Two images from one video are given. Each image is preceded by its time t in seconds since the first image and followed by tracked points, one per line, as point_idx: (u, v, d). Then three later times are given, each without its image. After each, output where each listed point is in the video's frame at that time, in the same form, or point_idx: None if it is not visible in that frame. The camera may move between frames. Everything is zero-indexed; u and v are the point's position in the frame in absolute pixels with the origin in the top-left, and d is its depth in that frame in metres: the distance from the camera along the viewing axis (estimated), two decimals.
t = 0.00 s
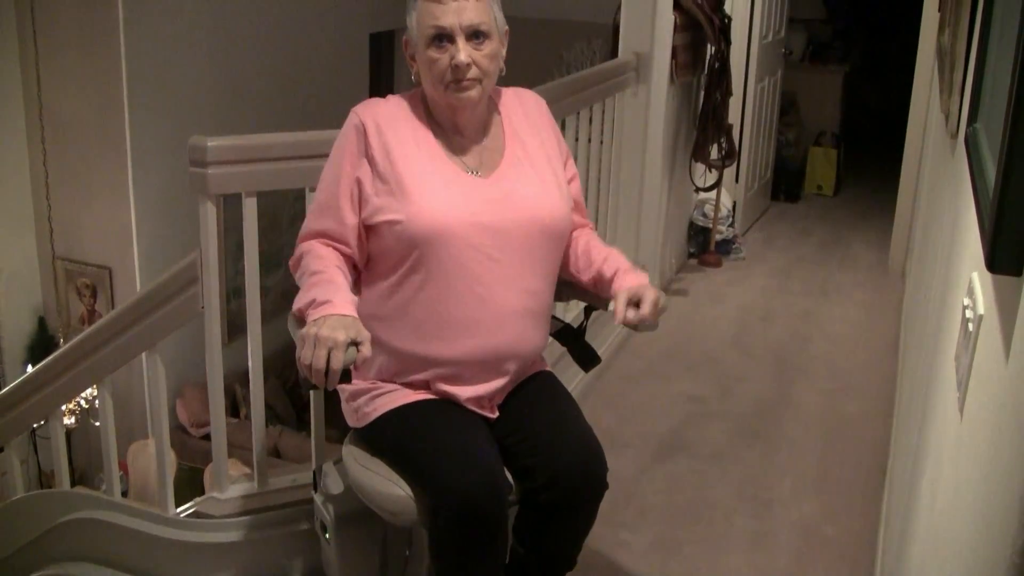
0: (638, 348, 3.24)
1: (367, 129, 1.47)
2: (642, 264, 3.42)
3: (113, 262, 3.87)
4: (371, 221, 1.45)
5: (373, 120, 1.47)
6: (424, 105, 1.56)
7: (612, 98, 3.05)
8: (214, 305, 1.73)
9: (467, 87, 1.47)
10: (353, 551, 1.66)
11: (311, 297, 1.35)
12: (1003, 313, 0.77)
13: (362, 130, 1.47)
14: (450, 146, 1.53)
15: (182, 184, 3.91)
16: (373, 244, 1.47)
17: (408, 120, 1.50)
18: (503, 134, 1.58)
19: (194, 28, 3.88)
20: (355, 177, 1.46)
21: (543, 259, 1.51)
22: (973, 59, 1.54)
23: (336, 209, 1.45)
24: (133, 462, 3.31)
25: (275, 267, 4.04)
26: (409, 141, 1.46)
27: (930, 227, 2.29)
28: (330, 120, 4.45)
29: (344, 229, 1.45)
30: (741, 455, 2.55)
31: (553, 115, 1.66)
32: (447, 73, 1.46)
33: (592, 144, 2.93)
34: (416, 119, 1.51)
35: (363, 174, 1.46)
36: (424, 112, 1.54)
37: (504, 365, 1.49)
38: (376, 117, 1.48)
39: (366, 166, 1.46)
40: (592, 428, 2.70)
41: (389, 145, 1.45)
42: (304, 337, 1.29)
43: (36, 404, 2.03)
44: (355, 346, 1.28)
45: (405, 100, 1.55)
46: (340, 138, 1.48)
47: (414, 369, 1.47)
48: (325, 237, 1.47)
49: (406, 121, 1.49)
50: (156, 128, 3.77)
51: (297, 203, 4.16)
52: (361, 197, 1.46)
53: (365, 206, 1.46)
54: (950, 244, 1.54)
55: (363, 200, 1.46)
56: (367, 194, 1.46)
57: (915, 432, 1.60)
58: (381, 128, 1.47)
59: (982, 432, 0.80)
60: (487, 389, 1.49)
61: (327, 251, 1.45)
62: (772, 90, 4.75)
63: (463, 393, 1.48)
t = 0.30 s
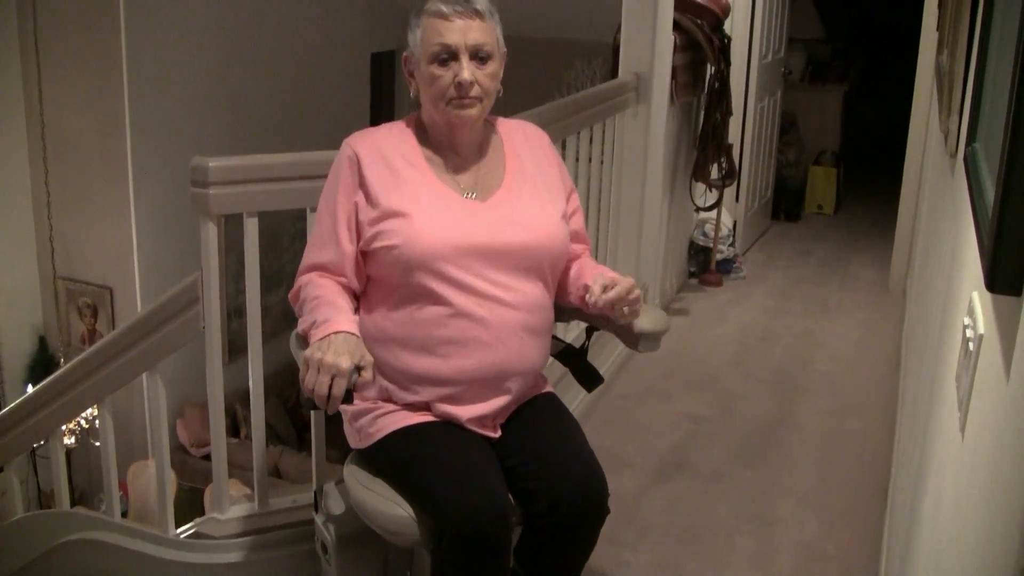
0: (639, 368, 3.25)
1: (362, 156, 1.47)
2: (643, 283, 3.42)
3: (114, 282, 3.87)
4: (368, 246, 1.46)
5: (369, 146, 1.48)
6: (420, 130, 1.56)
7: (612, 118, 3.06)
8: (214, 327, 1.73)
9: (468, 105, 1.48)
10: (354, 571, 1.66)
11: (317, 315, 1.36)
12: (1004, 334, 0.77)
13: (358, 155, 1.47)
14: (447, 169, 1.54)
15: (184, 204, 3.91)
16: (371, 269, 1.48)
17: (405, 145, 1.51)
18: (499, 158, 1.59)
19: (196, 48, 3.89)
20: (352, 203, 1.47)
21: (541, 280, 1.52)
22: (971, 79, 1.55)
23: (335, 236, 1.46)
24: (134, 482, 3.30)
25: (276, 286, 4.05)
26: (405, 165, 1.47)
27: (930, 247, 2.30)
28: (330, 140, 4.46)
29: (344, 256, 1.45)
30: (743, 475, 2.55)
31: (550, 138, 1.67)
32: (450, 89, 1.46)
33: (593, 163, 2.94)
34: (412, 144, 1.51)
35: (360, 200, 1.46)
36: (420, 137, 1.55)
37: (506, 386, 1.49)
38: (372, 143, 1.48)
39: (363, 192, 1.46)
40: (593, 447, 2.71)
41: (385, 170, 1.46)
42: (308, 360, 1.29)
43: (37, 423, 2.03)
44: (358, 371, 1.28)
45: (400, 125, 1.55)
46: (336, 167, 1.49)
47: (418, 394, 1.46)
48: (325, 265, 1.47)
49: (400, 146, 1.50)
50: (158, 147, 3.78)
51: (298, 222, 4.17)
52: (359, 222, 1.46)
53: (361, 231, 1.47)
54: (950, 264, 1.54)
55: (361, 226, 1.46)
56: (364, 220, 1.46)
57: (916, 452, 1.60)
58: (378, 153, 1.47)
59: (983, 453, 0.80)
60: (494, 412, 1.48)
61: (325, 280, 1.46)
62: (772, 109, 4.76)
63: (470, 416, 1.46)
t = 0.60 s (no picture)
0: (641, 397, 3.24)
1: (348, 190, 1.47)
2: (644, 313, 3.42)
3: (115, 311, 3.87)
4: (355, 279, 1.46)
5: (355, 179, 1.48)
6: (408, 161, 1.57)
7: (614, 148, 3.07)
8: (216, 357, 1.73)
9: (449, 139, 1.49)
10: None
11: (310, 347, 1.36)
12: (1005, 363, 0.77)
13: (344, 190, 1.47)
14: (435, 201, 1.54)
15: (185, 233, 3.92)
16: (360, 301, 1.48)
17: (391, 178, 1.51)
18: (487, 189, 1.59)
19: (197, 78, 3.91)
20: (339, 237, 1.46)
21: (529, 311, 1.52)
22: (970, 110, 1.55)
23: (323, 271, 1.45)
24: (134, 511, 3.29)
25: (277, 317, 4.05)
26: (391, 198, 1.47)
27: (930, 276, 2.30)
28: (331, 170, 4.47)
29: (332, 291, 1.45)
30: (745, 505, 2.54)
31: (539, 167, 1.68)
32: (429, 125, 1.48)
33: (594, 193, 2.94)
34: (399, 177, 1.52)
35: (347, 234, 1.46)
36: (408, 169, 1.55)
37: (500, 417, 1.49)
38: (358, 177, 1.48)
39: (350, 226, 1.46)
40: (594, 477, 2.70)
41: (372, 203, 1.46)
42: (304, 394, 1.29)
43: (38, 453, 2.02)
44: (355, 404, 1.29)
45: (388, 158, 1.56)
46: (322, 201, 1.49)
47: (412, 426, 1.46)
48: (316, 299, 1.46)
49: (386, 178, 1.50)
50: (160, 176, 3.80)
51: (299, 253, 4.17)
52: (347, 256, 1.46)
53: (349, 263, 1.47)
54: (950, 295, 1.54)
55: (348, 260, 1.46)
56: (351, 254, 1.46)
57: (918, 484, 1.59)
58: (364, 187, 1.47)
59: (986, 483, 0.80)
60: (490, 442, 1.48)
61: (314, 313, 1.45)
62: (772, 139, 4.77)
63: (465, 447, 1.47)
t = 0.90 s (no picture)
0: (647, 423, 3.24)
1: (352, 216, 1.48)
2: (650, 338, 3.42)
3: (122, 335, 3.87)
4: (359, 304, 1.46)
5: (359, 205, 1.48)
6: (413, 188, 1.57)
7: (620, 173, 3.08)
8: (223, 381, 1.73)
9: (452, 165, 1.49)
10: None
11: (312, 372, 1.36)
12: (1013, 390, 0.76)
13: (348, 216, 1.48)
14: (440, 227, 1.54)
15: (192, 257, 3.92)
16: (363, 327, 1.48)
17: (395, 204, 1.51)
18: (491, 215, 1.59)
19: (205, 102, 3.93)
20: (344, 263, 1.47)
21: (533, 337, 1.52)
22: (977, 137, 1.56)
23: (327, 296, 1.46)
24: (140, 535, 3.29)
25: (283, 341, 4.05)
26: (395, 224, 1.48)
27: (937, 303, 2.30)
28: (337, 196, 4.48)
29: (336, 316, 1.45)
30: (752, 531, 2.53)
31: (545, 194, 1.68)
32: (432, 151, 1.48)
33: (600, 219, 2.95)
34: (403, 203, 1.52)
35: (351, 260, 1.46)
36: (412, 195, 1.56)
37: (504, 441, 1.48)
38: (362, 203, 1.49)
39: (354, 252, 1.47)
40: (601, 503, 2.69)
41: (375, 229, 1.46)
42: (305, 419, 1.29)
43: (45, 476, 2.02)
44: (355, 429, 1.29)
45: (393, 184, 1.56)
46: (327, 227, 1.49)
47: (415, 451, 1.46)
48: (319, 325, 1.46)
49: (390, 204, 1.50)
50: (167, 200, 3.81)
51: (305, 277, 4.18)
52: (351, 282, 1.47)
53: (353, 289, 1.47)
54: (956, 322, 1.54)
55: (352, 286, 1.46)
56: (355, 280, 1.46)
57: (925, 511, 1.59)
58: (368, 213, 1.48)
59: (994, 510, 0.79)
60: (492, 467, 1.47)
61: (317, 337, 1.45)
62: (778, 165, 4.78)
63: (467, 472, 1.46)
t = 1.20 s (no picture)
0: (658, 437, 3.23)
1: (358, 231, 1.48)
2: (662, 352, 3.42)
3: (134, 349, 3.88)
4: (365, 319, 1.46)
5: (366, 219, 1.49)
6: (420, 202, 1.57)
7: (632, 187, 3.08)
8: (234, 393, 1.73)
9: (460, 178, 1.49)
10: None
11: (316, 387, 1.37)
12: None
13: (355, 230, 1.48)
14: (447, 243, 1.54)
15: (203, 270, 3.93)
16: (369, 342, 1.48)
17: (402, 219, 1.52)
18: (498, 230, 1.59)
19: (218, 116, 3.94)
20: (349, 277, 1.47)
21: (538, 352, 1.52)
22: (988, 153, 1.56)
23: (333, 311, 1.46)
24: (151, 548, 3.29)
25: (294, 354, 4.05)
26: (401, 239, 1.48)
27: (949, 318, 2.30)
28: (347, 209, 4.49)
29: (341, 331, 1.46)
30: (764, 546, 2.52)
31: (552, 210, 1.68)
32: (441, 164, 1.48)
33: (612, 233, 2.95)
34: (410, 218, 1.52)
35: (357, 275, 1.47)
36: (420, 209, 1.56)
37: (507, 457, 1.48)
38: (370, 217, 1.49)
39: (360, 266, 1.47)
40: (612, 517, 2.69)
41: (381, 243, 1.46)
42: (309, 435, 1.30)
43: (57, 489, 2.02)
44: (359, 444, 1.29)
45: (401, 199, 1.56)
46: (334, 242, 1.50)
47: (418, 466, 1.46)
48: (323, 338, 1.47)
49: (396, 218, 1.51)
50: (179, 214, 3.82)
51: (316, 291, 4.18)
52: (357, 297, 1.47)
53: (359, 304, 1.47)
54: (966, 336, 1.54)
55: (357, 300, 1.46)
56: (362, 294, 1.47)
57: (936, 526, 1.58)
58: (375, 227, 1.48)
59: (1007, 524, 0.79)
60: (496, 481, 1.47)
61: (321, 352, 1.45)
62: (790, 179, 4.77)
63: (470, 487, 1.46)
